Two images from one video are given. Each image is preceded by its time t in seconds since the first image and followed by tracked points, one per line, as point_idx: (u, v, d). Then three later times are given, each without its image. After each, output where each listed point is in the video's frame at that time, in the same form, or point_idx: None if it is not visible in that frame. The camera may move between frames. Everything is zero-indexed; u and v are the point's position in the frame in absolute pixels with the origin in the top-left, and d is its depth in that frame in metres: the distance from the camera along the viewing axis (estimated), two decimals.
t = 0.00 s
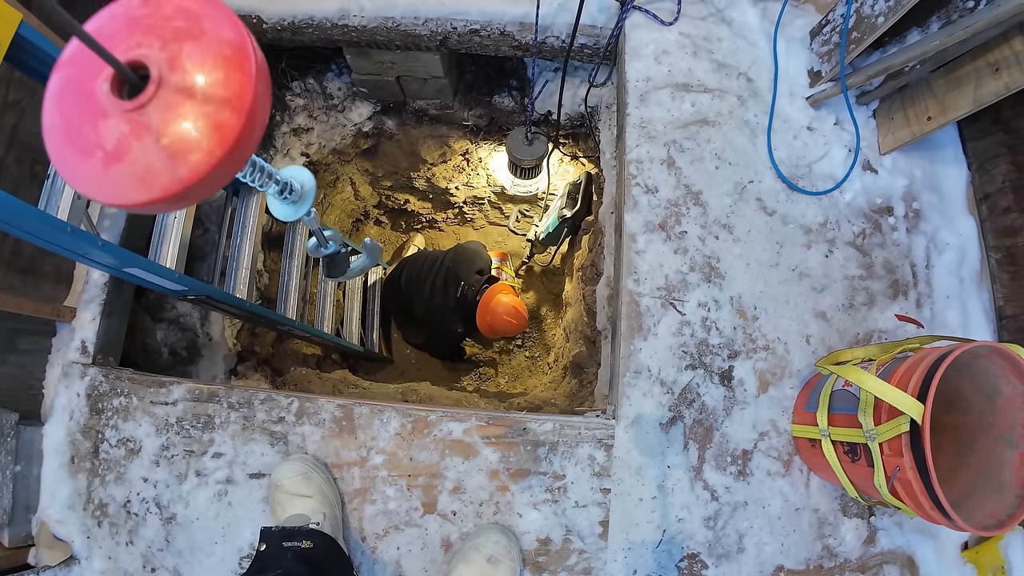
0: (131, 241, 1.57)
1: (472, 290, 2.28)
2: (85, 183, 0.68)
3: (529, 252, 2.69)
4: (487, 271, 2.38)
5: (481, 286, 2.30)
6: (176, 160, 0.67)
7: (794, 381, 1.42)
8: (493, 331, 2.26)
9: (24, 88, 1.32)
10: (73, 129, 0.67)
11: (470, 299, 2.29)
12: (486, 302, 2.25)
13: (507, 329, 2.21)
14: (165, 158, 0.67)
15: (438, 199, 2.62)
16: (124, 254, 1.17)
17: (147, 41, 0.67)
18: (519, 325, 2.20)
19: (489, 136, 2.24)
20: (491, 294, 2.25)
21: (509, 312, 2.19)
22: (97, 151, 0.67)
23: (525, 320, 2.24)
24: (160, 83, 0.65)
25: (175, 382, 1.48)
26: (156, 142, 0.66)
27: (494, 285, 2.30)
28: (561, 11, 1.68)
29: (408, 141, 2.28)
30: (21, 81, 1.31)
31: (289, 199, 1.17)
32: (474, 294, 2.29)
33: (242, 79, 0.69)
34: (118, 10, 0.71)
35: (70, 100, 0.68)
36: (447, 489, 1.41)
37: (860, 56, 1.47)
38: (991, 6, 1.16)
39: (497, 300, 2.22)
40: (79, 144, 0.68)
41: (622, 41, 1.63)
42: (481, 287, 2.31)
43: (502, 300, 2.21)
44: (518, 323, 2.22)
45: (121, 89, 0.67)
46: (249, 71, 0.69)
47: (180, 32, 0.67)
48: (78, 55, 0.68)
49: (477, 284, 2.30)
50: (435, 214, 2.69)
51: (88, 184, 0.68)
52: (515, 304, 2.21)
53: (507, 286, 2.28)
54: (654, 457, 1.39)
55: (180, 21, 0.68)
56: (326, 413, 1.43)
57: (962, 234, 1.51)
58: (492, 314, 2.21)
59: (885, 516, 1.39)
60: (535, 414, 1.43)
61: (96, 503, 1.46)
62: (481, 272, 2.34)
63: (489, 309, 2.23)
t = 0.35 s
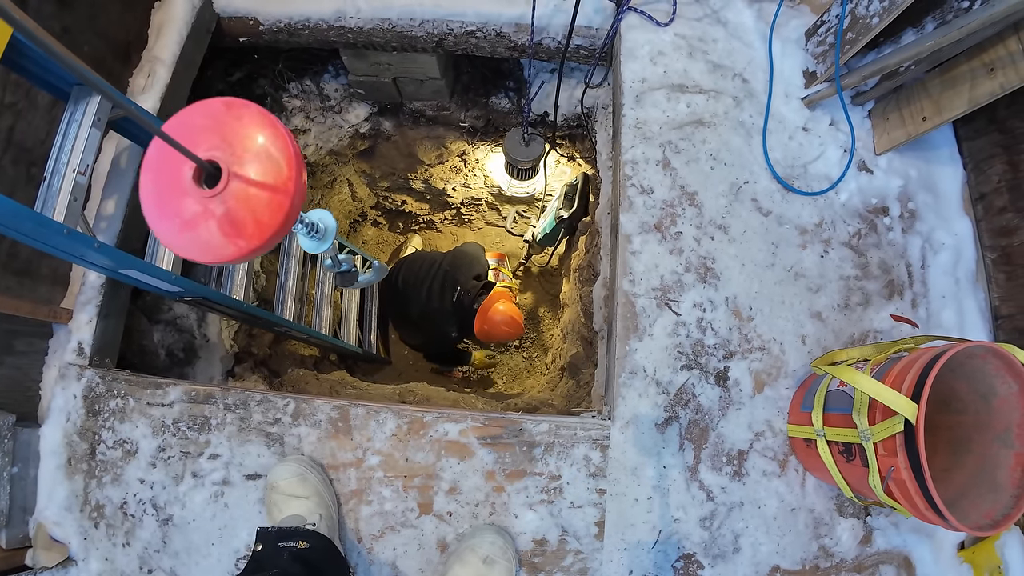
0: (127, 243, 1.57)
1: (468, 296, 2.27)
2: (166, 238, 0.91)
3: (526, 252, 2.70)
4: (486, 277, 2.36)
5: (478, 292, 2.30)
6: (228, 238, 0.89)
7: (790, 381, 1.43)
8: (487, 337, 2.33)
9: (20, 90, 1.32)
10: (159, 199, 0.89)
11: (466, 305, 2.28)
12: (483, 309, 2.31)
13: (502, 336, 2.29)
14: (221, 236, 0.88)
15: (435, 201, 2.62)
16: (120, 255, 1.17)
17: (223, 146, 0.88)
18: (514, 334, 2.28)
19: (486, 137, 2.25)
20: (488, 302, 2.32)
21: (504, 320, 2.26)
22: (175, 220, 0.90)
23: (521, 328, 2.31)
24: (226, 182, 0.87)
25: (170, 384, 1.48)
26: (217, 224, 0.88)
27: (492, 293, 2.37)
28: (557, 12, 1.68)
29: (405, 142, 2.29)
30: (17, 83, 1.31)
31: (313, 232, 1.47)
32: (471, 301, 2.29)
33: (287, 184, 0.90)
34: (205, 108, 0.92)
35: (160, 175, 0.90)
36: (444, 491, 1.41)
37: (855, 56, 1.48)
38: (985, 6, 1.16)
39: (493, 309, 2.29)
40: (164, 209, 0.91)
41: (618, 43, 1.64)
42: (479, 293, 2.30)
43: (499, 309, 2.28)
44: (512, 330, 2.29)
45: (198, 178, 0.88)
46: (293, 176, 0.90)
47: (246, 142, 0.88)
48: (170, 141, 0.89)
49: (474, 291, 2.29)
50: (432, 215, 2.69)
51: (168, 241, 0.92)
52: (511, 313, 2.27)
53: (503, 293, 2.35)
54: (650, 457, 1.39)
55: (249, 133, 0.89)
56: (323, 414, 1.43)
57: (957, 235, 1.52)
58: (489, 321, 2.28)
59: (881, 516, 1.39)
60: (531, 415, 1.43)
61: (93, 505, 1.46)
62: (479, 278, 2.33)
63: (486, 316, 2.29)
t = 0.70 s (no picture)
0: (126, 244, 1.57)
1: (470, 305, 2.37)
2: (252, 272, 1.08)
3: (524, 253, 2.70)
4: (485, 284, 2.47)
5: (479, 300, 2.39)
6: (303, 252, 1.07)
7: (787, 381, 1.43)
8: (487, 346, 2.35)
9: (18, 92, 1.32)
10: (235, 240, 1.07)
11: (467, 313, 2.38)
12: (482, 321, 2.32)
13: (501, 348, 2.29)
14: (298, 252, 1.06)
15: (433, 202, 2.62)
16: (118, 257, 1.17)
17: (274, 186, 1.07)
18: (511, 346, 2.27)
19: (484, 138, 2.25)
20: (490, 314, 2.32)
21: (502, 333, 2.25)
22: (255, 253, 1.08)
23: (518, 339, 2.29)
24: (289, 211, 1.06)
25: (169, 385, 1.48)
26: (292, 243, 1.06)
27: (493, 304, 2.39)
28: (554, 13, 1.68)
29: (403, 143, 2.29)
30: (16, 85, 1.32)
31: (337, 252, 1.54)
32: (472, 309, 2.38)
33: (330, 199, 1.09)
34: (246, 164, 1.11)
35: (232, 224, 1.08)
36: (442, 491, 1.41)
37: (851, 57, 1.48)
38: (981, 7, 1.16)
39: (492, 321, 2.29)
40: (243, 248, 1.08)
41: (615, 44, 1.64)
42: (480, 302, 2.39)
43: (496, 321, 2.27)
44: (511, 344, 2.28)
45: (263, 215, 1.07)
46: (333, 194, 1.09)
47: (291, 179, 1.08)
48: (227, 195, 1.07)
49: (475, 299, 2.39)
50: (431, 216, 2.69)
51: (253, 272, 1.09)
52: (508, 324, 2.26)
53: (506, 306, 2.34)
54: (647, 458, 1.40)
55: (288, 173, 1.08)
56: (321, 415, 1.43)
57: (954, 235, 1.52)
58: (488, 333, 2.29)
59: (879, 515, 1.40)
60: (529, 415, 1.43)
61: (91, 506, 1.47)
62: (479, 287, 2.44)
63: (485, 328, 2.30)
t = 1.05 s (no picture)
0: (126, 244, 1.57)
1: (471, 307, 2.33)
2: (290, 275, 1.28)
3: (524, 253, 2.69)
4: (486, 284, 2.43)
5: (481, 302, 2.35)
6: (332, 272, 1.25)
7: (788, 381, 1.43)
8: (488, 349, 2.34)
9: (18, 92, 1.32)
10: (284, 246, 1.27)
11: (469, 315, 2.35)
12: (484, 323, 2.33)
13: (502, 349, 2.28)
14: (328, 271, 1.25)
15: (433, 202, 2.61)
16: (119, 257, 1.17)
17: (325, 211, 1.26)
18: (513, 348, 2.28)
19: (484, 138, 2.25)
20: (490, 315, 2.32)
21: (503, 335, 2.26)
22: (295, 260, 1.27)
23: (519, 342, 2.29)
24: (332, 235, 1.25)
25: (168, 385, 1.48)
26: (325, 263, 1.25)
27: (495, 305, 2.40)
28: (554, 13, 1.68)
29: (403, 144, 2.29)
30: (16, 85, 1.32)
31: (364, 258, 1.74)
32: (473, 311, 2.34)
33: (366, 235, 1.27)
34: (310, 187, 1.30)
35: (285, 233, 1.28)
36: (443, 491, 1.41)
37: (851, 57, 1.48)
38: (981, 7, 1.17)
39: (495, 322, 2.30)
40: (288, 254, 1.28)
41: (615, 44, 1.64)
42: (482, 304, 2.35)
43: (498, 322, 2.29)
44: (512, 345, 2.29)
45: (310, 232, 1.26)
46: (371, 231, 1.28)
47: (340, 210, 1.27)
48: (287, 210, 1.27)
49: (476, 301, 2.34)
50: (431, 216, 2.69)
51: (290, 275, 1.29)
52: (510, 325, 2.28)
53: (508, 307, 2.35)
54: (649, 457, 1.39)
55: (339, 204, 1.27)
56: (322, 415, 1.43)
57: (954, 234, 1.52)
58: (490, 334, 2.29)
59: (880, 514, 1.40)
60: (530, 415, 1.43)
61: (91, 507, 1.46)
62: (480, 288, 2.39)
63: (487, 328, 2.31)
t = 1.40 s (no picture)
0: (125, 245, 1.57)
1: (475, 309, 2.34)
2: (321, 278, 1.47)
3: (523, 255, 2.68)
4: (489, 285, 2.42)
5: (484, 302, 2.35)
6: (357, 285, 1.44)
7: (788, 381, 1.43)
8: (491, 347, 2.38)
9: (17, 92, 1.32)
10: (320, 255, 1.45)
11: (473, 317, 2.35)
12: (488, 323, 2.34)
13: (506, 348, 2.33)
14: (353, 284, 1.44)
15: (433, 202, 2.61)
16: (118, 257, 1.17)
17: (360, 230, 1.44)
18: (517, 347, 2.32)
19: (483, 139, 2.25)
20: (493, 314, 2.33)
21: (507, 334, 2.29)
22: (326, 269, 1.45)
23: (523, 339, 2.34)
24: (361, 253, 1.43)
25: (168, 386, 1.47)
26: (351, 277, 1.43)
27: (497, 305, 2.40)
28: (554, 13, 1.68)
29: (402, 144, 2.29)
30: (15, 85, 1.31)
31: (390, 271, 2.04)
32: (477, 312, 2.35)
33: (392, 259, 1.46)
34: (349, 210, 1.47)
35: (323, 244, 1.46)
36: (443, 492, 1.41)
37: (851, 57, 1.48)
38: (980, 6, 1.16)
39: (498, 322, 2.33)
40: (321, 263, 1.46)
41: (615, 44, 1.64)
42: (486, 304, 2.35)
43: (502, 321, 2.32)
44: (515, 344, 2.33)
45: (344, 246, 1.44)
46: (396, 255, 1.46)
47: (373, 233, 1.46)
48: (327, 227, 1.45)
49: (480, 302, 2.35)
50: (430, 217, 2.68)
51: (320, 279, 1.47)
52: (514, 324, 2.31)
53: (509, 306, 2.36)
54: (649, 457, 1.39)
55: (373, 226, 1.46)
56: (321, 415, 1.42)
57: (954, 234, 1.52)
58: (493, 334, 2.32)
59: (880, 515, 1.39)
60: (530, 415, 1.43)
61: (90, 508, 1.46)
62: (483, 289, 2.39)
63: (490, 328, 2.33)
